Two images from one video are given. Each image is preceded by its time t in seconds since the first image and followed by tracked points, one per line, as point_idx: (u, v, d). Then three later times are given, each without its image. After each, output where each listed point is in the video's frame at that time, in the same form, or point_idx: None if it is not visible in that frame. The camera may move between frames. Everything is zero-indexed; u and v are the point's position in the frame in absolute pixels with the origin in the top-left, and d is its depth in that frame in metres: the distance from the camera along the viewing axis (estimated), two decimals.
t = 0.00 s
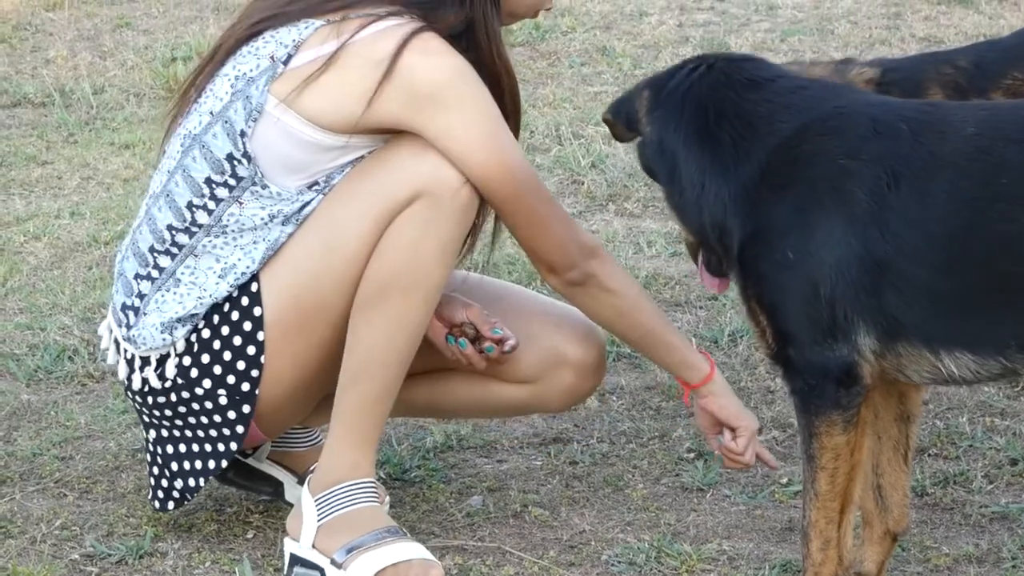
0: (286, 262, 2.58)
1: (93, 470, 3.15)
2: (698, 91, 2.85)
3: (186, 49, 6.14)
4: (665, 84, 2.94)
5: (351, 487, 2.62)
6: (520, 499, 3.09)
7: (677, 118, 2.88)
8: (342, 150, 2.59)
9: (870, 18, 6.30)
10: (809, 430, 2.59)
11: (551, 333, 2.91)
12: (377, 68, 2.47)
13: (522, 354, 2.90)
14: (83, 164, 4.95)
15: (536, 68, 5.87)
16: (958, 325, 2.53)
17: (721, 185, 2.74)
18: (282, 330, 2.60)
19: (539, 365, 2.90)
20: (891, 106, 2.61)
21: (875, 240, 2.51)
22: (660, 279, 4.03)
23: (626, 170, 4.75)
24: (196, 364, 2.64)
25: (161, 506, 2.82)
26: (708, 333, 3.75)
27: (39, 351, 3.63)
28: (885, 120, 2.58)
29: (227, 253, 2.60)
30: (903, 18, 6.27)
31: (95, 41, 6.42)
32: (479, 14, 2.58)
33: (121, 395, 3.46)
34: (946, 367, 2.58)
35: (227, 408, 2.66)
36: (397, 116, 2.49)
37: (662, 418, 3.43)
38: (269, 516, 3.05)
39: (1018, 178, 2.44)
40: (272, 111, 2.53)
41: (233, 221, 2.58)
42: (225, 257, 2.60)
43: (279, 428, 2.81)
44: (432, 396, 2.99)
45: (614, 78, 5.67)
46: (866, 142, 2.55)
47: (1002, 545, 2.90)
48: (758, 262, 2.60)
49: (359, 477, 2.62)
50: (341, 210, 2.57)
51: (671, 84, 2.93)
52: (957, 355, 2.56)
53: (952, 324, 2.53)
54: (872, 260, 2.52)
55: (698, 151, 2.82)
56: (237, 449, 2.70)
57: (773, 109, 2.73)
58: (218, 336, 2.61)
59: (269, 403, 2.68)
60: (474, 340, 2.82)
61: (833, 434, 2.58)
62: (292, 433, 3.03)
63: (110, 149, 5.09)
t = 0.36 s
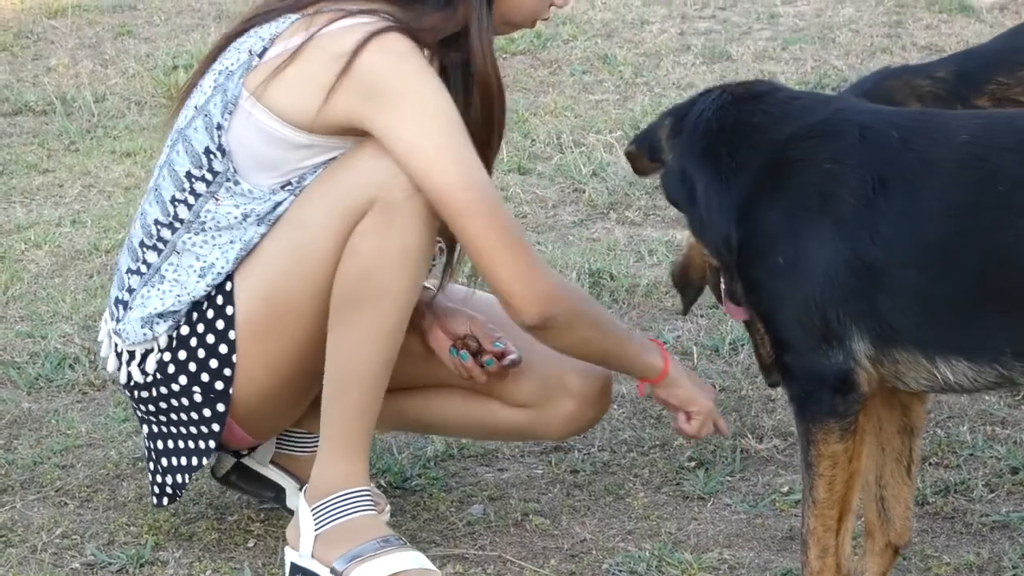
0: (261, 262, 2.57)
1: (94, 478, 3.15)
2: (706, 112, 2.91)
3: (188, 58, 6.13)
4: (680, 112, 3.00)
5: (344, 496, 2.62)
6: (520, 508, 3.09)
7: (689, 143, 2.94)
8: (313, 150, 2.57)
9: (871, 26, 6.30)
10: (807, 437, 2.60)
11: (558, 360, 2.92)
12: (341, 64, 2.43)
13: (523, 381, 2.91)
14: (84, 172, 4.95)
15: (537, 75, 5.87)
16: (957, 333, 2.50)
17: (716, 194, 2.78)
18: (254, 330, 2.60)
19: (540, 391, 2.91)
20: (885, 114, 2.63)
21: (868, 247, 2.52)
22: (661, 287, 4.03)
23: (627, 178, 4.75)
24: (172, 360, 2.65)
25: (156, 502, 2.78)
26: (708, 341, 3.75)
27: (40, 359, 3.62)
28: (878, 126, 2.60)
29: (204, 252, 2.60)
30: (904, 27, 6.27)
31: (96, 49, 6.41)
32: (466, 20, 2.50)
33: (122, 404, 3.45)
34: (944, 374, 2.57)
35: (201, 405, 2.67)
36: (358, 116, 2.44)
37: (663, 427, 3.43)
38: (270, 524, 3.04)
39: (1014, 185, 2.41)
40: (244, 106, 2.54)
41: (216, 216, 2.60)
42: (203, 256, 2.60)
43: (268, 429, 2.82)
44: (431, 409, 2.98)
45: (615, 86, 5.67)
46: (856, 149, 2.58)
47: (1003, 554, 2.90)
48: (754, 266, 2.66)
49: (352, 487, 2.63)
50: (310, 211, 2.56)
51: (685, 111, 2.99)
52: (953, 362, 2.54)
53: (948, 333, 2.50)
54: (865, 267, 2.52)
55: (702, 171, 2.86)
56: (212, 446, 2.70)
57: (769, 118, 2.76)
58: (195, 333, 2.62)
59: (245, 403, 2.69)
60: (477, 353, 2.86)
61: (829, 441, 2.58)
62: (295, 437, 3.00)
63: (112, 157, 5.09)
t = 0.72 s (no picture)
0: (226, 266, 2.56)
1: (93, 488, 3.14)
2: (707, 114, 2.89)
3: (187, 66, 6.13)
4: (673, 110, 2.97)
5: (338, 505, 2.61)
6: (520, 518, 3.09)
7: (687, 147, 2.91)
8: (279, 150, 2.50)
9: (871, 36, 6.31)
10: (811, 445, 2.59)
11: (554, 403, 2.91)
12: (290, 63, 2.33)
13: (522, 418, 2.90)
14: (83, 181, 4.95)
15: (537, 85, 5.87)
16: (965, 341, 2.52)
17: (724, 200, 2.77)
18: (220, 334, 2.59)
19: (534, 428, 2.90)
20: (886, 122, 2.64)
21: (877, 256, 2.52)
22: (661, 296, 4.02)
23: (627, 188, 4.75)
24: (147, 355, 2.66)
25: (151, 494, 2.74)
26: (708, 351, 3.75)
27: (39, 368, 3.62)
28: (880, 134, 2.60)
29: (181, 248, 2.60)
30: (903, 36, 6.28)
31: (95, 57, 6.41)
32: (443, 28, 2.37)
33: (122, 413, 3.45)
34: (951, 381, 2.57)
35: (170, 401, 2.67)
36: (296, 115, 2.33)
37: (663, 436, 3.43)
38: (269, 534, 3.02)
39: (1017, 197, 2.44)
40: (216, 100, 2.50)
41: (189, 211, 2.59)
42: (179, 252, 2.60)
43: (249, 430, 2.82)
44: (421, 428, 2.97)
45: (615, 95, 5.67)
46: (860, 156, 2.58)
47: (1003, 564, 2.90)
48: (763, 275, 2.62)
49: (343, 496, 2.62)
50: (274, 214, 2.52)
51: (677, 109, 2.96)
52: (961, 369, 2.55)
53: (955, 341, 2.52)
54: (871, 276, 2.52)
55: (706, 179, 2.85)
56: (180, 442, 2.68)
57: (773, 125, 2.76)
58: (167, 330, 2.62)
59: (213, 403, 2.68)
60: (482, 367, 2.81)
61: (834, 449, 2.57)
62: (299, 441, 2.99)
63: (111, 166, 5.08)
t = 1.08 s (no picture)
0: (230, 271, 2.54)
1: (91, 495, 3.14)
2: (700, 126, 2.89)
3: (185, 73, 6.13)
4: (665, 121, 2.96)
5: (339, 514, 2.61)
6: (519, 524, 3.09)
7: (678, 161, 2.92)
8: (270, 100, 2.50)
9: (869, 41, 6.31)
10: (808, 451, 2.60)
11: (553, 445, 2.75)
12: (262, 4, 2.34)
13: (513, 453, 2.75)
14: (81, 189, 4.94)
15: (535, 91, 5.88)
16: (958, 345, 2.52)
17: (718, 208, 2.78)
18: (225, 340, 2.57)
19: (526, 470, 2.75)
20: (881, 125, 2.64)
21: (873, 261, 2.52)
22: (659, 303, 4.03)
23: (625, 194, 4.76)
24: (152, 353, 2.66)
25: (152, 491, 2.77)
26: (707, 357, 3.75)
27: (37, 376, 3.62)
28: (875, 138, 2.60)
29: (192, 227, 2.64)
30: (902, 41, 6.28)
31: (93, 65, 6.41)
32: None
33: (120, 421, 3.45)
34: (945, 385, 2.57)
35: (173, 402, 2.66)
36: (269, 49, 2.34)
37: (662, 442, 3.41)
38: (268, 541, 3.01)
39: (1013, 201, 2.43)
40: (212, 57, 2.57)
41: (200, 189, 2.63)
42: (191, 232, 2.64)
43: (255, 434, 2.79)
44: (420, 451, 2.88)
45: (613, 101, 5.68)
46: (855, 159, 2.58)
47: (1001, 570, 2.90)
48: (762, 281, 2.62)
49: (344, 505, 2.61)
50: (285, 226, 2.50)
51: (668, 120, 2.96)
52: (955, 372, 2.55)
53: (950, 345, 2.52)
54: (868, 280, 2.53)
55: (701, 188, 2.86)
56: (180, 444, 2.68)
57: (769, 131, 2.75)
58: (173, 330, 2.62)
59: (216, 403, 2.66)
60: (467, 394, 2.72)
61: (829, 454, 2.58)
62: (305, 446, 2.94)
63: (109, 173, 5.08)
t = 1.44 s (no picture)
0: (261, 291, 2.55)
1: (90, 504, 3.13)
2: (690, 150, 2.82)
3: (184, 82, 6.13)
4: (648, 157, 2.88)
5: (340, 524, 2.61)
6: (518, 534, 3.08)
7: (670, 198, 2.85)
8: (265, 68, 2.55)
9: (869, 50, 6.31)
10: (810, 460, 2.58)
11: (566, 510, 2.68)
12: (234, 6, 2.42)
13: (518, 499, 2.70)
14: (80, 197, 4.94)
15: (534, 99, 5.88)
16: (959, 353, 2.52)
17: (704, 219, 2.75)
18: (258, 353, 2.57)
19: (535, 531, 2.68)
20: (882, 134, 2.63)
21: (875, 268, 2.52)
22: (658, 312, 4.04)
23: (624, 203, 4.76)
24: (194, 365, 2.66)
25: (201, 498, 2.76)
26: (706, 366, 3.74)
27: (36, 385, 3.62)
28: (874, 147, 2.60)
29: (213, 220, 2.63)
30: (901, 50, 6.28)
31: (93, 73, 6.41)
32: None
33: (119, 430, 3.45)
34: (950, 393, 2.57)
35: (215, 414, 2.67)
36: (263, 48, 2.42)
37: (662, 451, 3.40)
38: (267, 550, 3.00)
39: (1012, 209, 2.44)
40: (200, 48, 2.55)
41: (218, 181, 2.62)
42: (213, 225, 2.63)
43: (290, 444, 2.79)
44: (435, 486, 2.85)
45: (612, 110, 5.68)
46: (853, 167, 2.58)
47: None
48: (762, 291, 2.61)
49: (346, 515, 2.62)
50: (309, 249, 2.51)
51: (650, 154, 2.88)
52: (960, 380, 2.55)
53: (952, 352, 2.52)
54: (869, 288, 2.53)
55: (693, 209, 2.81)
56: (223, 454, 2.69)
57: (760, 144, 2.74)
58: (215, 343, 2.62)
59: (255, 414, 2.67)
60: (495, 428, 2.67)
61: (832, 464, 2.57)
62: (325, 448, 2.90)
63: (108, 182, 5.08)
